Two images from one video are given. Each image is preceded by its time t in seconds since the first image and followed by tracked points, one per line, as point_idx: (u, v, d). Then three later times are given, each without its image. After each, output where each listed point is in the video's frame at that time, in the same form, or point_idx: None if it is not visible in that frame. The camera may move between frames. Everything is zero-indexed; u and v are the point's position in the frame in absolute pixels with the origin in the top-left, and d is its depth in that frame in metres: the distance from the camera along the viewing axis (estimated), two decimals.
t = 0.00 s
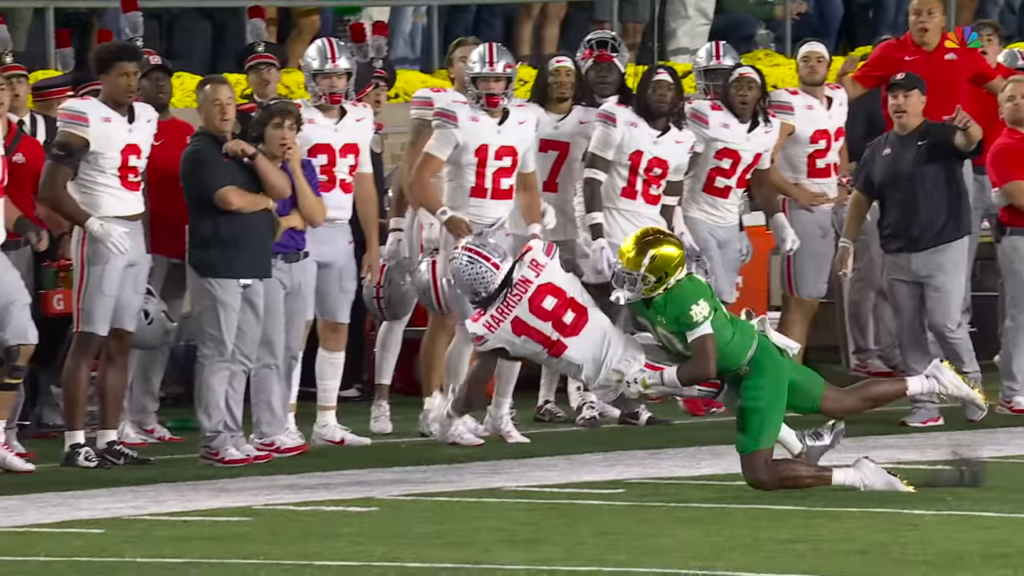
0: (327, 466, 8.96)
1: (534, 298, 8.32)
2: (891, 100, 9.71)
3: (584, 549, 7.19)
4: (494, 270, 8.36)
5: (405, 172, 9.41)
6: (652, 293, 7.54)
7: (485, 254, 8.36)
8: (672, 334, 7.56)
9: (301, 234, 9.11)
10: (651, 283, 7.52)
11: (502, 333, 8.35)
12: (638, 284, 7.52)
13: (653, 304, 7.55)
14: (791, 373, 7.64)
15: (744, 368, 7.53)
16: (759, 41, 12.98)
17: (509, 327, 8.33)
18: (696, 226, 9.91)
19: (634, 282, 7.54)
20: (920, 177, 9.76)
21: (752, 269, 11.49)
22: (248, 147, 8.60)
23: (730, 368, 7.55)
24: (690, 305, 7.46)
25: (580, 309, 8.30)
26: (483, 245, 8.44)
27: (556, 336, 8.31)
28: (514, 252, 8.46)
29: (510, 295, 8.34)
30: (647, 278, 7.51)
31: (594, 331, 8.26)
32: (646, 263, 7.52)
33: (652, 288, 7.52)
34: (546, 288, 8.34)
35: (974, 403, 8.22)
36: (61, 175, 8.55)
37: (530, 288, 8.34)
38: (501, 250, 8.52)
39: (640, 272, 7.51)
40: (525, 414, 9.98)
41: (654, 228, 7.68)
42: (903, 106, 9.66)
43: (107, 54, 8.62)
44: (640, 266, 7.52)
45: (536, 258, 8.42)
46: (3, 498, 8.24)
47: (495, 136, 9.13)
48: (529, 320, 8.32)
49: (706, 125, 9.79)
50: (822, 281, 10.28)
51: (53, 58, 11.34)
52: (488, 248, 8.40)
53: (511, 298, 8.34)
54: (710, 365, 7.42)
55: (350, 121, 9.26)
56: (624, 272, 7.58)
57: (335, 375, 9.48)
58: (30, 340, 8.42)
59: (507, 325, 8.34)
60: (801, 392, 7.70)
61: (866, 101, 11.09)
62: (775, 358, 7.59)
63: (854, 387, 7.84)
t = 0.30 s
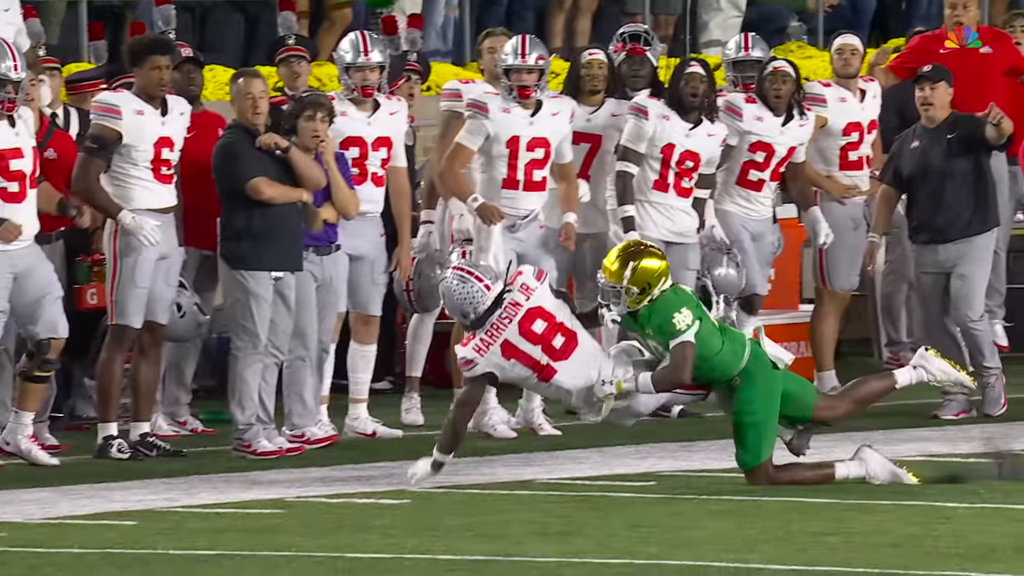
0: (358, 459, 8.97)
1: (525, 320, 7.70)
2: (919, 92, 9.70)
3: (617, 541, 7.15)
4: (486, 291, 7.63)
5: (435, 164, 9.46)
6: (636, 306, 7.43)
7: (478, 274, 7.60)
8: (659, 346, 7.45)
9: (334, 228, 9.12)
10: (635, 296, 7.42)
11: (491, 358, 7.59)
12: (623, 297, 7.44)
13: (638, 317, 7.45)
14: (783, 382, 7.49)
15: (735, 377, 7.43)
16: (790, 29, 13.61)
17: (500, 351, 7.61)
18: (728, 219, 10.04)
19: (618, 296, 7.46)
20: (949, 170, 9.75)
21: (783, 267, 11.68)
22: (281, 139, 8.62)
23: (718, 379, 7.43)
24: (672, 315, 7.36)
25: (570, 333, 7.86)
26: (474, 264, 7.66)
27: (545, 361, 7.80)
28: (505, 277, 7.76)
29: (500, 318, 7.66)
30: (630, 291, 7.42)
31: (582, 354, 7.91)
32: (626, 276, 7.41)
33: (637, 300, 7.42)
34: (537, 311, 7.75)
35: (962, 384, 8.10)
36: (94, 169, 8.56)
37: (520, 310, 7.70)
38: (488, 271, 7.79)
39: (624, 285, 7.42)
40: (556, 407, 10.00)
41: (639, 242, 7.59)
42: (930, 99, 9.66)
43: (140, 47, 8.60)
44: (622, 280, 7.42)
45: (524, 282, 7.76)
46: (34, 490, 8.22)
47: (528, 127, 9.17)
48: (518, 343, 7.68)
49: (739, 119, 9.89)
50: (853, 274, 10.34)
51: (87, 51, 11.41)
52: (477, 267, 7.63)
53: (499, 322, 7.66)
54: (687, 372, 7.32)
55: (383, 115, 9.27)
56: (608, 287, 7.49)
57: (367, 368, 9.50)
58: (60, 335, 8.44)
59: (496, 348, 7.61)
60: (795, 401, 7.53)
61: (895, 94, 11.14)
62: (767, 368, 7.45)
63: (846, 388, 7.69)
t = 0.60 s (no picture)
0: (385, 452, 8.97)
1: (514, 341, 7.40)
2: (942, 85, 9.68)
3: (643, 535, 7.05)
4: (477, 313, 7.39)
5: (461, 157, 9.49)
6: (622, 314, 7.30)
7: (470, 295, 7.39)
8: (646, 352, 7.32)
9: (360, 221, 9.11)
10: (621, 304, 7.28)
11: (480, 377, 7.39)
12: (608, 306, 7.29)
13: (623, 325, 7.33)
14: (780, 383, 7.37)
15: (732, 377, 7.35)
16: (820, 22, 14.34)
17: (489, 371, 7.38)
18: (754, 211, 10.11)
19: (603, 306, 7.31)
20: (972, 162, 9.73)
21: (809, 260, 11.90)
22: (310, 133, 8.59)
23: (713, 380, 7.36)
24: (660, 319, 7.25)
25: (560, 354, 7.47)
26: (467, 282, 7.46)
27: (534, 382, 7.44)
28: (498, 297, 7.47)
29: (487, 339, 7.39)
30: (616, 299, 7.28)
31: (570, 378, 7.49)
32: (611, 284, 7.27)
33: (623, 307, 7.28)
34: (526, 333, 7.41)
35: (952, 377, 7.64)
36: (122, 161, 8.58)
37: (508, 332, 7.39)
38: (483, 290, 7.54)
39: (609, 294, 7.28)
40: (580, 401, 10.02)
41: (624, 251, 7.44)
42: (952, 92, 9.64)
43: (167, 42, 8.56)
44: (607, 289, 7.28)
45: (517, 302, 7.43)
46: (61, 483, 8.15)
47: (554, 119, 9.20)
48: (507, 363, 7.41)
49: (767, 112, 9.90)
50: (880, 267, 10.35)
51: (113, 44, 11.47)
52: (472, 288, 7.44)
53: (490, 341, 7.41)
54: (666, 376, 7.20)
55: (410, 109, 9.28)
56: (593, 297, 7.33)
57: (393, 361, 9.53)
58: (82, 331, 8.47)
59: (485, 369, 7.39)
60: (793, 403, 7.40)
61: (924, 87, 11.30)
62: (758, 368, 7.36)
63: (832, 394, 7.55)
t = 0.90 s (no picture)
0: (408, 446, 8.94)
1: (505, 359, 7.21)
2: (961, 78, 9.67)
3: (666, 529, 6.77)
4: (465, 332, 7.35)
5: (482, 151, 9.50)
6: (610, 321, 7.15)
7: (458, 315, 7.41)
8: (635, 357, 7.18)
9: (383, 216, 9.11)
10: (608, 310, 7.14)
11: (472, 397, 7.22)
12: (595, 314, 7.15)
13: (610, 332, 7.18)
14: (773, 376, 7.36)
15: (730, 377, 7.28)
16: (841, 17, 14.47)
17: (480, 390, 7.20)
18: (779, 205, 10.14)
19: (589, 315, 7.16)
20: (991, 155, 9.70)
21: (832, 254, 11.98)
22: (337, 124, 8.50)
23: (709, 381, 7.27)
24: (647, 322, 7.11)
25: (551, 372, 7.23)
26: (458, 303, 7.46)
27: (525, 402, 7.21)
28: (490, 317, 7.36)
29: (479, 358, 7.23)
30: (602, 306, 7.13)
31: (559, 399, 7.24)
32: (596, 292, 7.13)
33: (610, 314, 7.14)
34: (517, 351, 7.21)
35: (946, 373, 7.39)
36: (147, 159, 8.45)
37: (499, 350, 7.21)
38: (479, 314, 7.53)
39: (594, 302, 7.13)
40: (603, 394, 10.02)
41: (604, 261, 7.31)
42: (972, 85, 9.62)
43: (190, 36, 8.56)
44: (592, 297, 7.14)
45: (507, 321, 7.25)
46: (84, 476, 8.07)
47: (576, 111, 9.20)
48: (498, 382, 7.21)
49: (791, 106, 9.95)
50: (904, 261, 10.37)
51: (137, 37, 11.56)
52: (463, 307, 7.44)
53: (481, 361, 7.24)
54: (652, 378, 7.05)
55: (432, 103, 9.30)
56: (578, 306, 7.18)
57: (415, 355, 9.55)
58: (100, 328, 8.50)
59: (476, 389, 7.22)
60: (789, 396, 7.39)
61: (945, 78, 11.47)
62: (751, 367, 7.31)
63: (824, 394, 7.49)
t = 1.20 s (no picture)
0: (425, 442, 8.91)
1: (498, 374, 7.15)
2: (976, 73, 9.67)
3: (683, 524, 6.71)
4: (457, 346, 7.21)
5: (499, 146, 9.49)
6: (601, 329, 7.14)
7: (451, 329, 7.24)
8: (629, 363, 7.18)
9: (400, 211, 9.12)
10: (599, 319, 7.13)
11: (467, 412, 7.19)
12: (585, 323, 7.14)
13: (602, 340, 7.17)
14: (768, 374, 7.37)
15: (726, 381, 7.29)
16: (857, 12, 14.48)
17: (473, 406, 7.16)
18: (796, 201, 10.14)
19: (581, 324, 7.15)
20: (1006, 150, 9.70)
21: (850, 250, 11.98)
22: (361, 117, 8.45)
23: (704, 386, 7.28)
24: (637, 326, 7.10)
25: (545, 388, 7.14)
26: (451, 316, 7.30)
27: (518, 417, 7.14)
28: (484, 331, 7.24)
29: (472, 372, 7.18)
30: (592, 315, 7.12)
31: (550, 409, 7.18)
32: (585, 301, 7.11)
33: (602, 322, 7.14)
34: (510, 366, 7.14)
35: (938, 376, 7.52)
36: (164, 153, 8.50)
37: (493, 364, 7.15)
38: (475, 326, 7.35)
39: (584, 311, 7.12)
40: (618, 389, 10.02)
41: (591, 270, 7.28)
42: (987, 80, 9.62)
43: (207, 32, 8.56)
44: (581, 307, 7.12)
45: (499, 336, 7.15)
46: (101, 471, 8.07)
47: (594, 105, 9.19)
48: (492, 398, 7.15)
49: (808, 102, 9.95)
50: (921, 255, 10.40)
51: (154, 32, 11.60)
52: (455, 321, 7.28)
53: (474, 375, 7.18)
54: (639, 382, 7.07)
55: (449, 98, 9.32)
56: (567, 317, 7.17)
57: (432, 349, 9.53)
58: (114, 326, 8.51)
59: (470, 404, 7.19)
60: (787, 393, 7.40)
61: (963, 72, 11.48)
62: (746, 364, 7.32)
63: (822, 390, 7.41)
